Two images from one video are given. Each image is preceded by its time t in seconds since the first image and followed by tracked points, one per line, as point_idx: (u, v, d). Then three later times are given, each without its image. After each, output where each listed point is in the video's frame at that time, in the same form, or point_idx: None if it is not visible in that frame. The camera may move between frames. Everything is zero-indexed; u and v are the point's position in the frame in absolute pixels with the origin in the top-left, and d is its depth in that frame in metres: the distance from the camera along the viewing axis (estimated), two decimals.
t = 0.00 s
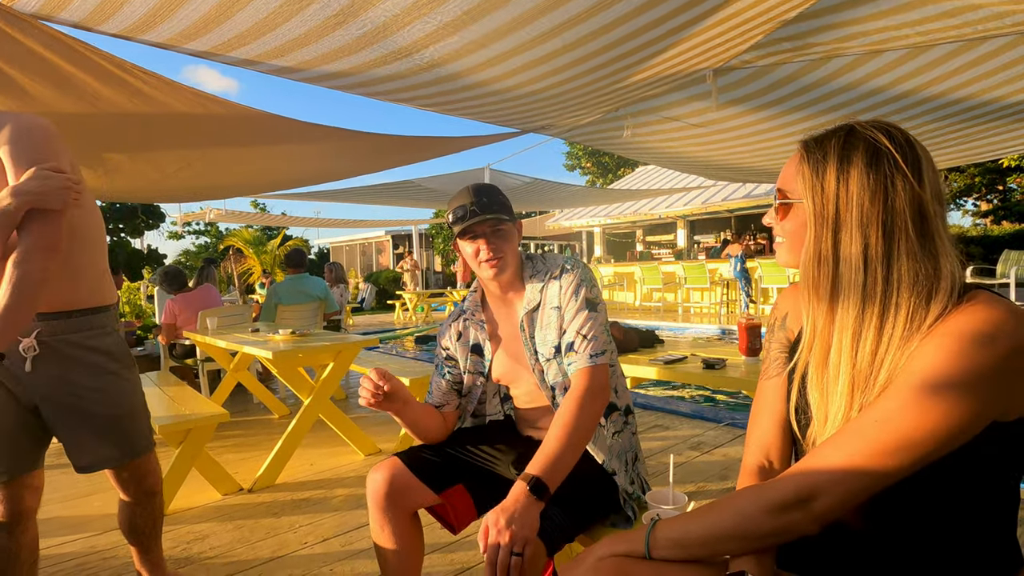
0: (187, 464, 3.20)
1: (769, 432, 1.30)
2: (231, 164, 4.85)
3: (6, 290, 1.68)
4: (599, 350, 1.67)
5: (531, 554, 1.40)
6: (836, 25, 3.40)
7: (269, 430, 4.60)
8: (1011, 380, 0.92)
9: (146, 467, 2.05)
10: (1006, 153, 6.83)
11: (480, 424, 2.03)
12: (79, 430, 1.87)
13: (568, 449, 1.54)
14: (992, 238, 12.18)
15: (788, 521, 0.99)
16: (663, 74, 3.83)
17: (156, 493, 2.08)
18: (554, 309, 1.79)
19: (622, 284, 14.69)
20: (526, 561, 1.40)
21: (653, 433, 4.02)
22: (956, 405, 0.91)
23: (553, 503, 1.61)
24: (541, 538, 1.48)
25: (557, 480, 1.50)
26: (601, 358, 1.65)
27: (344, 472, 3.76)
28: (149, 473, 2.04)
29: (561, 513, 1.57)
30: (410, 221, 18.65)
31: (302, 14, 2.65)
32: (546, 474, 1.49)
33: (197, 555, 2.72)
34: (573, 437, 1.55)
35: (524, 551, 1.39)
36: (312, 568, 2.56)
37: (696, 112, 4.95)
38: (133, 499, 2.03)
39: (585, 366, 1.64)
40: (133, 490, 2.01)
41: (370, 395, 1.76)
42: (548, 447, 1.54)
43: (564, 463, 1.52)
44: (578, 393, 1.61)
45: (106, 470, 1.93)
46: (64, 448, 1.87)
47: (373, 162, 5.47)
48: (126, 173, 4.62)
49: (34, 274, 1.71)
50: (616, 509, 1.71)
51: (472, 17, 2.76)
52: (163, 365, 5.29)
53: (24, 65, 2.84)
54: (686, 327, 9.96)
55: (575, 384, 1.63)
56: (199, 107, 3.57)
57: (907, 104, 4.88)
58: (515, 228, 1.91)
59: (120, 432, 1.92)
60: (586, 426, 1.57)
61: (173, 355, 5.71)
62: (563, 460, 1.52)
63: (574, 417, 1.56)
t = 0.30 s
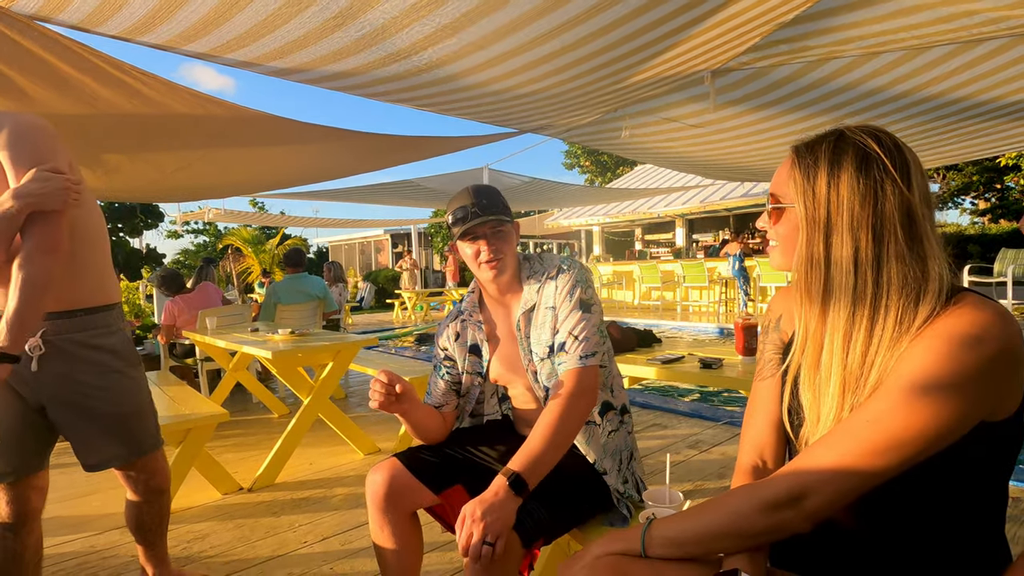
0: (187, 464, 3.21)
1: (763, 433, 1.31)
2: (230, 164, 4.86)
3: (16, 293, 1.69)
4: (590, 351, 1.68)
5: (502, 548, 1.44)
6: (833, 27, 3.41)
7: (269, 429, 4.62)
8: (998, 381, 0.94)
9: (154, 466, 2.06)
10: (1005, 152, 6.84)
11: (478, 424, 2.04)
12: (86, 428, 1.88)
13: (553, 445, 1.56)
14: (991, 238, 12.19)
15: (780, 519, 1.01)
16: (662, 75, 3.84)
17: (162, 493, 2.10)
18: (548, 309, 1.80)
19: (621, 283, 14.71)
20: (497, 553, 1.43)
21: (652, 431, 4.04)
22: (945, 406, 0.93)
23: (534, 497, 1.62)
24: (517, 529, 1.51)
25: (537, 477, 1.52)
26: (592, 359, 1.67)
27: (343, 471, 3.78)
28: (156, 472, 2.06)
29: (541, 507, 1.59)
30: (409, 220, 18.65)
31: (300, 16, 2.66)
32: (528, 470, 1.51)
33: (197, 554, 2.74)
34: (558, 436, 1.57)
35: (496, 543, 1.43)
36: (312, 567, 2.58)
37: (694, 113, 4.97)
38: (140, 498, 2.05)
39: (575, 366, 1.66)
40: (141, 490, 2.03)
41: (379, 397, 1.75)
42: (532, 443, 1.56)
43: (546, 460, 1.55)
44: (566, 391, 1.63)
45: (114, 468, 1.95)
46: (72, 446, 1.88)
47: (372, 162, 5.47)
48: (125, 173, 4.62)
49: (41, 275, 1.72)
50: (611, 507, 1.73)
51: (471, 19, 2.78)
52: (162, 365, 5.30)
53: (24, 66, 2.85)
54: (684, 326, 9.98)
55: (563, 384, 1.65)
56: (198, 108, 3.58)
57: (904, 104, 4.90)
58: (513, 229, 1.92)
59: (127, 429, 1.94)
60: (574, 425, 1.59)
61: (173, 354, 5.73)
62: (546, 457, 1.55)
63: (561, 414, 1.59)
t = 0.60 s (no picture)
0: (170, 464, 3.18)
1: (744, 432, 1.34)
2: (213, 161, 4.81)
3: (4, 294, 1.67)
4: (575, 350, 1.70)
5: (491, 546, 1.47)
6: (817, 32, 3.46)
7: (253, 430, 4.58)
8: (967, 380, 0.97)
9: (142, 466, 2.02)
10: (983, 154, 6.98)
11: (466, 424, 2.02)
12: (72, 429, 1.85)
13: (539, 444, 1.57)
14: (969, 239, 12.42)
15: (758, 516, 1.03)
16: (648, 77, 3.87)
17: (150, 493, 2.07)
18: (534, 309, 1.81)
19: (608, 282, 14.78)
20: (485, 551, 1.47)
21: (637, 429, 4.07)
22: (917, 405, 0.95)
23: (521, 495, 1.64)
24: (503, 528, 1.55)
25: (525, 475, 1.54)
26: (577, 359, 1.68)
27: (329, 471, 3.76)
28: (143, 472, 2.02)
29: (527, 504, 1.62)
30: (395, 219, 18.58)
31: (286, 13, 2.64)
32: (515, 470, 1.53)
33: (180, 556, 2.71)
34: (545, 434, 1.58)
35: (484, 541, 1.45)
36: (297, 568, 2.57)
37: (679, 114, 5.01)
38: (127, 498, 2.02)
39: (561, 365, 1.67)
40: (128, 490, 2.00)
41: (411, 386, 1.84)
42: (518, 442, 1.58)
43: (534, 460, 1.56)
44: (552, 392, 1.63)
45: (101, 468, 1.92)
46: (56, 447, 1.86)
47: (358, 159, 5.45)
48: (107, 170, 4.56)
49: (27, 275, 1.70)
50: (597, 505, 1.75)
51: (459, 18, 2.78)
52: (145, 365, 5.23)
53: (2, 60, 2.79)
54: (670, 325, 10.05)
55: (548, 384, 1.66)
56: (182, 104, 3.53)
57: (884, 108, 4.98)
58: (499, 229, 1.93)
59: (114, 429, 1.90)
60: (559, 424, 1.61)
61: (155, 354, 5.66)
62: (533, 456, 1.56)
63: (547, 413, 1.59)
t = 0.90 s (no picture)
0: (86, 477, 2.95)
1: (679, 423, 1.36)
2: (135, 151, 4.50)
3: None
4: (524, 348, 1.69)
5: (449, 549, 1.43)
6: (749, 41, 3.60)
7: (181, 436, 4.33)
8: (877, 367, 1.03)
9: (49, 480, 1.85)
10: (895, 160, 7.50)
11: (410, 423, 2.00)
12: None
13: (492, 444, 1.56)
14: (882, 239, 13.34)
15: (694, 502, 1.06)
16: (589, 77, 3.91)
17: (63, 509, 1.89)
18: (481, 307, 1.79)
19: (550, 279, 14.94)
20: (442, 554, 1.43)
21: (580, 424, 4.12)
22: (834, 392, 1.01)
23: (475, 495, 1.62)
24: (461, 531, 1.52)
25: (480, 477, 1.52)
26: (526, 357, 1.68)
27: (264, 477, 3.61)
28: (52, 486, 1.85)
29: (483, 505, 1.59)
30: (335, 215, 18.05)
31: None
32: (470, 471, 1.51)
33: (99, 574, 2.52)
34: (496, 434, 1.57)
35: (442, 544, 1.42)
36: None
37: (620, 116, 5.10)
38: (35, 517, 1.83)
39: (510, 364, 1.66)
40: (35, 507, 1.82)
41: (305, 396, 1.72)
42: (471, 443, 1.56)
43: (487, 460, 1.54)
44: (501, 390, 1.63)
45: None
46: None
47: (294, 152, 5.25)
48: (11, 158, 4.18)
49: None
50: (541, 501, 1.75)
51: (400, 10, 2.71)
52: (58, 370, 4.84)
53: None
54: (612, 321, 10.27)
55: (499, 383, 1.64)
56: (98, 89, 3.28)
57: (809, 115, 5.25)
58: (441, 227, 1.89)
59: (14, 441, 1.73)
60: (510, 422, 1.60)
61: (70, 358, 5.26)
62: (486, 457, 1.54)
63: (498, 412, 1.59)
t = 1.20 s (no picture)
0: None
1: (620, 417, 1.37)
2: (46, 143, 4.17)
3: None
4: (471, 349, 1.67)
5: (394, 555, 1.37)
6: (684, 44, 3.70)
7: (104, 450, 4.06)
8: (799, 357, 1.09)
9: None
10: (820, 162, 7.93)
11: (351, 427, 1.93)
12: None
13: (442, 446, 1.53)
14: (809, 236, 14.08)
15: (634, 494, 1.07)
16: (531, 76, 3.92)
17: None
18: (426, 308, 1.76)
19: (497, 277, 14.94)
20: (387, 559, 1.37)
21: (527, 421, 4.13)
22: (763, 382, 1.05)
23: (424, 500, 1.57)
24: (408, 535, 1.48)
25: (429, 480, 1.49)
26: (473, 357, 1.66)
27: (197, 489, 3.43)
28: None
29: (431, 509, 1.55)
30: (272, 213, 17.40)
31: None
32: (418, 475, 1.47)
33: None
34: (446, 437, 1.54)
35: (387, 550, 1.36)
36: None
37: (562, 115, 5.14)
38: None
39: (458, 365, 1.64)
40: None
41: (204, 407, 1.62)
42: (420, 447, 1.52)
43: (436, 463, 1.51)
44: (450, 391, 1.60)
45: None
46: None
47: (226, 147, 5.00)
48: None
49: None
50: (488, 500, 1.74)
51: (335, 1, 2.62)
52: None
53: None
54: (558, 318, 10.38)
55: (447, 385, 1.62)
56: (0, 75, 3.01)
57: (741, 118, 5.45)
58: (382, 226, 1.84)
59: None
60: (459, 424, 1.57)
61: None
62: (436, 459, 1.51)
63: (447, 413, 1.56)
